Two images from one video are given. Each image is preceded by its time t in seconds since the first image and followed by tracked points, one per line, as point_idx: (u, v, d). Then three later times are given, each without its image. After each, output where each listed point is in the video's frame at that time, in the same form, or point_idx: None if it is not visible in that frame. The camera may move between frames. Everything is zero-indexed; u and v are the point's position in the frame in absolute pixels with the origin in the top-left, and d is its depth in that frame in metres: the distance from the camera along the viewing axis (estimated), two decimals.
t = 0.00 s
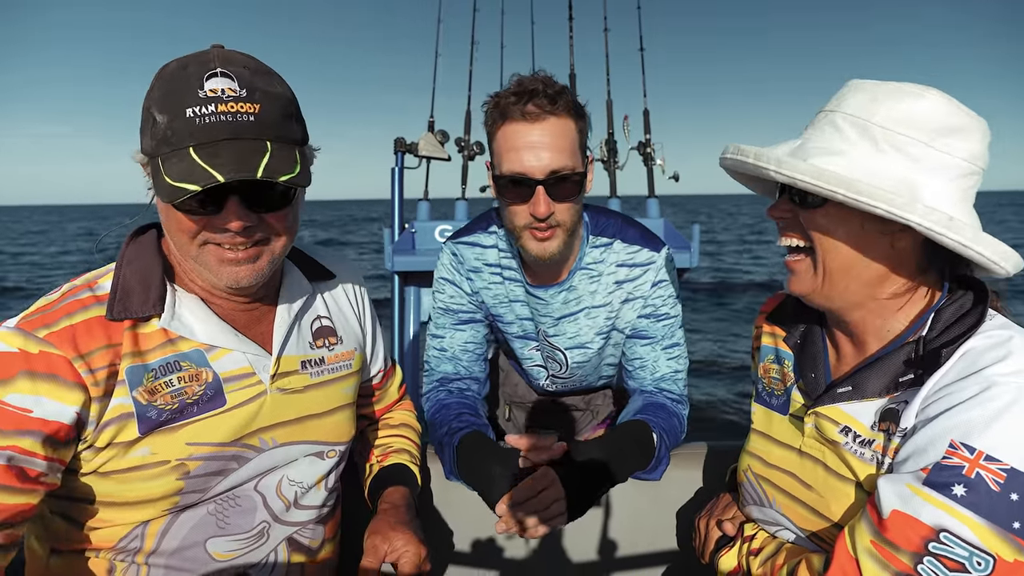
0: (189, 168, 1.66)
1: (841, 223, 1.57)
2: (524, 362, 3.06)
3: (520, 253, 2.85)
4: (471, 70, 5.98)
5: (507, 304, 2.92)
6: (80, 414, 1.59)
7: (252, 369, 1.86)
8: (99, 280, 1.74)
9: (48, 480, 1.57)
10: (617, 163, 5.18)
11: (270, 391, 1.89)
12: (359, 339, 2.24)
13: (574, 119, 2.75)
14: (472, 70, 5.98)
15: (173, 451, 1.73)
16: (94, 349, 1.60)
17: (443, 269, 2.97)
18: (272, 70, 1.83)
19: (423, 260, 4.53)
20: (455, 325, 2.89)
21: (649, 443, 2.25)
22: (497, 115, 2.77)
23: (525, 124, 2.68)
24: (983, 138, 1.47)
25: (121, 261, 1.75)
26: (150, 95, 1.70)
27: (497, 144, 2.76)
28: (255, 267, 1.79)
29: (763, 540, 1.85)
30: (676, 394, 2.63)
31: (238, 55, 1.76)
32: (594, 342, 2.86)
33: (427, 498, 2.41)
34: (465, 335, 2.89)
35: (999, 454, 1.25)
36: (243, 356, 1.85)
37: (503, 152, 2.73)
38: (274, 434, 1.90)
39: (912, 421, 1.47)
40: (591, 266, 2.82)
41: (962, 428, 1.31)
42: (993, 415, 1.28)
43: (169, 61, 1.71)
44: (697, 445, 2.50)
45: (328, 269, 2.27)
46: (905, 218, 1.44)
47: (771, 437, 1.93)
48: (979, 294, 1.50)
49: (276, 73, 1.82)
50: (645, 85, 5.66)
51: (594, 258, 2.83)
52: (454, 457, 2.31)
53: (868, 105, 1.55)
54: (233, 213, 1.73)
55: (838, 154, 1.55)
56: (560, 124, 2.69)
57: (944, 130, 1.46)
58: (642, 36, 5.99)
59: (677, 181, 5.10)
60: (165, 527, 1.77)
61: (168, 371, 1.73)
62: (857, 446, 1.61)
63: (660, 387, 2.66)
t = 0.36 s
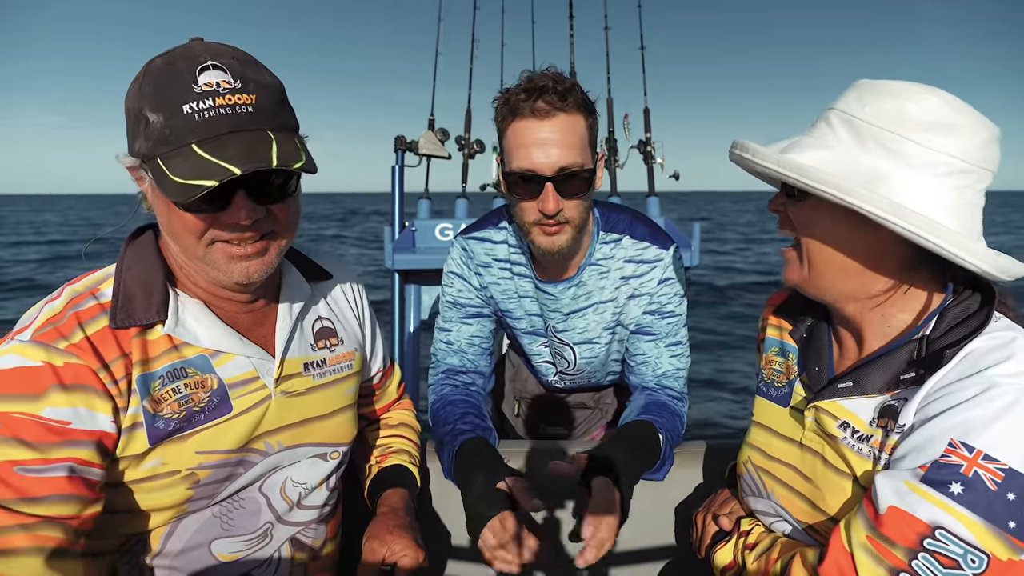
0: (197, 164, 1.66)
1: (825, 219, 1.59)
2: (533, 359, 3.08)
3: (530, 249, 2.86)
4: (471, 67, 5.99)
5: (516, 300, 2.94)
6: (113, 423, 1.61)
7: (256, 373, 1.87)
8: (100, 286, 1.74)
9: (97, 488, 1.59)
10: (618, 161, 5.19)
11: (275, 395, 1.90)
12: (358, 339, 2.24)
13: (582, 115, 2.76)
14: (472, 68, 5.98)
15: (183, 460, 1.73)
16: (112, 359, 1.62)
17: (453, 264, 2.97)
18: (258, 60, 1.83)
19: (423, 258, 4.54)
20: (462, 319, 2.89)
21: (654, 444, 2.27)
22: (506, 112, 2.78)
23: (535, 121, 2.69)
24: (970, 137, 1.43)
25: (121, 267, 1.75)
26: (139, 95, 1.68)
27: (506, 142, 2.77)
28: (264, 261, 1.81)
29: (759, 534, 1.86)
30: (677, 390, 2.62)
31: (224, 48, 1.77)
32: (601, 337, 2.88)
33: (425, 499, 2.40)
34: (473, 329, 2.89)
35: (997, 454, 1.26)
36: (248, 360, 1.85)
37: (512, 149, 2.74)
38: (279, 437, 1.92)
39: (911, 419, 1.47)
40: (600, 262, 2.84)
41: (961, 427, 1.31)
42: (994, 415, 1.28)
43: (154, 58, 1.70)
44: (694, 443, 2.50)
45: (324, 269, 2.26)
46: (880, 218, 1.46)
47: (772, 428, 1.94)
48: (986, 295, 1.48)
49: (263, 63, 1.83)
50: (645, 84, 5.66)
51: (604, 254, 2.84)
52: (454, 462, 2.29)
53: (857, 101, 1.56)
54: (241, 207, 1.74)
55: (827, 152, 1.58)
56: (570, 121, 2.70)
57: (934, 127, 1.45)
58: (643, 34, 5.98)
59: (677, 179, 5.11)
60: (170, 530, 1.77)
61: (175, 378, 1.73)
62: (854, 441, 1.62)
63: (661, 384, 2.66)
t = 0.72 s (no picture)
0: (166, 156, 1.67)
1: (812, 216, 1.61)
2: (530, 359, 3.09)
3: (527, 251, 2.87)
4: (471, 69, 6.00)
5: (514, 301, 2.95)
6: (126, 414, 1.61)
7: (259, 373, 1.87)
8: (108, 285, 1.75)
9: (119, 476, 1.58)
10: (617, 162, 5.20)
11: (279, 394, 1.91)
12: (358, 338, 2.26)
13: (580, 119, 2.76)
14: (471, 69, 6.00)
15: (189, 459, 1.74)
16: (127, 351, 1.63)
17: (451, 265, 2.98)
18: (258, 59, 1.83)
19: (423, 259, 4.55)
20: (461, 319, 2.90)
21: (661, 447, 2.29)
22: (502, 115, 2.78)
23: (531, 125, 2.70)
24: (954, 136, 1.43)
25: (126, 265, 1.74)
26: (136, 90, 1.72)
27: (502, 144, 2.78)
28: (245, 262, 1.81)
29: (759, 531, 1.86)
30: (674, 390, 2.62)
31: (222, 47, 1.77)
32: (596, 337, 2.90)
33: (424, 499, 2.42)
34: (471, 330, 2.90)
35: (996, 449, 1.26)
36: (252, 360, 1.86)
37: (507, 153, 2.75)
38: (283, 436, 1.92)
39: (909, 415, 1.49)
40: (597, 262, 2.86)
41: (959, 422, 1.32)
42: (992, 410, 1.29)
43: (153, 56, 1.72)
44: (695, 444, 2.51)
45: (322, 268, 2.28)
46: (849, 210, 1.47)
47: (772, 426, 1.94)
48: (985, 294, 1.48)
49: (262, 63, 1.83)
50: (645, 85, 5.66)
51: (600, 255, 2.86)
52: (454, 463, 2.29)
53: (848, 104, 1.59)
54: (217, 201, 1.73)
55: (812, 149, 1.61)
56: (568, 124, 2.71)
57: (915, 126, 1.46)
58: (643, 36, 6.00)
59: (677, 180, 5.11)
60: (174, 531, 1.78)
61: (181, 375, 1.73)
62: (853, 437, 1.63)
63: (660, 383, 2.66)
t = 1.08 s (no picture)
0: (186, 158, 1.68)
1: (800, 223, 1.62)
2: (524, 362, 3.09)
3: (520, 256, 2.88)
4: (471, 72, 6.01)
5: (508, 304, 2.96)
6: (81, 422, 1.60)
7: (255, 370, 1.88)
8: (103, 283, 1.75)
9: (54, 488, 1.59)
10: (617, 163, 5.20)
11: (273, 391, 1.91)
12: (357, 339, 2.26)
13: (574, 123, 2.77)
14: (472, 72, 6.01)
15: (177, 452, 1.74)
16: (100, 355, 1.61)
17: (445, 269, 2.99)
18: (276, 67, 1.85)
19: (422, 262, 4.55)
20: (456, 323, 2.90)
21: (656, 449, 2.27)
22: (496, 121, 2.79)
23: (527, 129, 2.71)
24: (939, 138, 1.43)
25: (126, 265, 1.75)
26: (156, 92, 1.74)
27: (498, 149, 2.79)
28: (257, 262, 1.78)
29: (757, 535, 1.87)
30: (673, 391, 2.64)
31: (243, 53, 1.79)
32: (591, 341, 2.90)
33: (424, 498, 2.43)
34: (467, 334, 2.90)
35: (990, 448, 1.26)
36: (247, 358, 1.86)
37: (504, 157, 2.76)
38: (278, 434, 1.92)
39: (904, 416, 1.49)
40: (590, 266, 2.85)
41: (953, 422, 1.32)
42: (986, 409, 1.29)
43: (175, 60, 1.75)
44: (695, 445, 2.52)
45: (327, 271, 2.30)
46: (837, 215, 1.47)
47: (764, 429, 1.97)
48: (977, 294, 1.49)
49: (280, 71, 1.84)
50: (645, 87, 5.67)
51: (593, 258, 2.86)
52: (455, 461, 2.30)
53: (834, 109, 1.60)
54: (231, 203, 1.73)
55: (799, 156, 1.62)
56: (562, 129, 2.73)
57: (897, 128, 1.47)
58: (642, 38, 6.01)
59: (677, 181, 5.12)
60: (172, 527, 1.79)
61: (173, 376, 1.73)
62: (848, 439, 1.63)
63: (657, 385, 2.66)
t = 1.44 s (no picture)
0: (190, 159, 1.68)
1: (795, 229, 1.62)
2: (524, 364, 3.09)
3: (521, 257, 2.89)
4: (471, 72, 6.02)
5: (508, 306, 2.96)
6: (88, 420, 1.59)
7: (257, 370, 1.87)
8: (109, 284, 1.75)
9: (57, 486, 1.58)
10: (617, 165, 5.19)
11: (276, 391, 1.91)
12: (360, 339, 2.26)
13: (577, 119, 2.80)
14: (472, 72, 6.01)
15: (179, 451, 1.74)
16: (105, 354, 1.60)
17: (445, 270, 2.98)
18: (280, 70, 1.85)
19: (422, 262, 4.56)
20: (456, 324, 2.91)
21: (653, 451, 2.28)
22: (500, 118, 2.82)
23: (533, 124, 2.72)
24: (935, 139, 1.43)
25: (130, 264, 1.75)
26: (162, 94, 1.74)
27: (502, 146, 2.81)
28: (260, 262, 1.78)
29: (758, 540, 1.87)
30: (673, 394, 2.64)
31: (248, 56, 1.79)
32: (591, 343, 2.90)
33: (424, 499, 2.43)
34: (466, 334, 2.91)
35: (991, 453, 1.26)
36: (250, 358, 1.86)
37: (510, 153, 2.77)
38: (279, 434, 1.92)
39: (904, 421, 1.49)
40: (589, 267, 2.85)
41: (955, 426, 1.32)
42: (989, 414, 1.29)
43: (182, 62, 1.75)
44: (695, 446, 2.52)
45: (329, 270, 2.30)
46: (835, 222, 1.47)
47: (763, 433, 1.98)
48: (977, 295, 1.50)
49: (286, 74, 1.85)
50: (645, 88, 5.68)
51: (593, 260, 2.86)
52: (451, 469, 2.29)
53: (827, 110, 1.59)
54: (235, 203, 1.73)
55: (794, 160, 1.62)
56: (566, 123, 2.75)
57: (893, 130, 1.46)
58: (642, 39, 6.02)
59: (677, 182, 5.12)
60: (173, 528, 1.78)
61: (176, 375, 1.73)
62: (849, 444, 1.63)
63: (658, 388, 2.67)
